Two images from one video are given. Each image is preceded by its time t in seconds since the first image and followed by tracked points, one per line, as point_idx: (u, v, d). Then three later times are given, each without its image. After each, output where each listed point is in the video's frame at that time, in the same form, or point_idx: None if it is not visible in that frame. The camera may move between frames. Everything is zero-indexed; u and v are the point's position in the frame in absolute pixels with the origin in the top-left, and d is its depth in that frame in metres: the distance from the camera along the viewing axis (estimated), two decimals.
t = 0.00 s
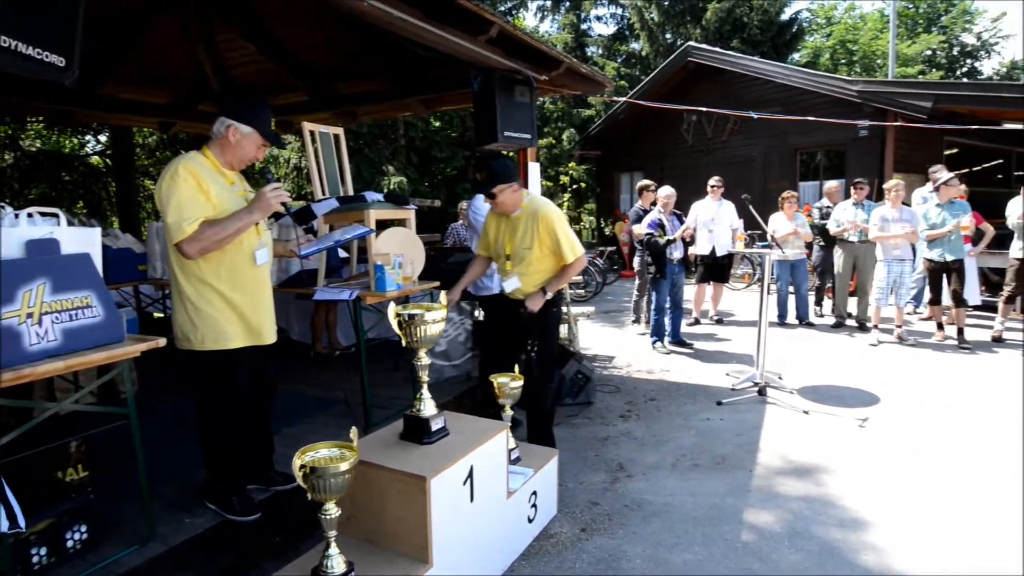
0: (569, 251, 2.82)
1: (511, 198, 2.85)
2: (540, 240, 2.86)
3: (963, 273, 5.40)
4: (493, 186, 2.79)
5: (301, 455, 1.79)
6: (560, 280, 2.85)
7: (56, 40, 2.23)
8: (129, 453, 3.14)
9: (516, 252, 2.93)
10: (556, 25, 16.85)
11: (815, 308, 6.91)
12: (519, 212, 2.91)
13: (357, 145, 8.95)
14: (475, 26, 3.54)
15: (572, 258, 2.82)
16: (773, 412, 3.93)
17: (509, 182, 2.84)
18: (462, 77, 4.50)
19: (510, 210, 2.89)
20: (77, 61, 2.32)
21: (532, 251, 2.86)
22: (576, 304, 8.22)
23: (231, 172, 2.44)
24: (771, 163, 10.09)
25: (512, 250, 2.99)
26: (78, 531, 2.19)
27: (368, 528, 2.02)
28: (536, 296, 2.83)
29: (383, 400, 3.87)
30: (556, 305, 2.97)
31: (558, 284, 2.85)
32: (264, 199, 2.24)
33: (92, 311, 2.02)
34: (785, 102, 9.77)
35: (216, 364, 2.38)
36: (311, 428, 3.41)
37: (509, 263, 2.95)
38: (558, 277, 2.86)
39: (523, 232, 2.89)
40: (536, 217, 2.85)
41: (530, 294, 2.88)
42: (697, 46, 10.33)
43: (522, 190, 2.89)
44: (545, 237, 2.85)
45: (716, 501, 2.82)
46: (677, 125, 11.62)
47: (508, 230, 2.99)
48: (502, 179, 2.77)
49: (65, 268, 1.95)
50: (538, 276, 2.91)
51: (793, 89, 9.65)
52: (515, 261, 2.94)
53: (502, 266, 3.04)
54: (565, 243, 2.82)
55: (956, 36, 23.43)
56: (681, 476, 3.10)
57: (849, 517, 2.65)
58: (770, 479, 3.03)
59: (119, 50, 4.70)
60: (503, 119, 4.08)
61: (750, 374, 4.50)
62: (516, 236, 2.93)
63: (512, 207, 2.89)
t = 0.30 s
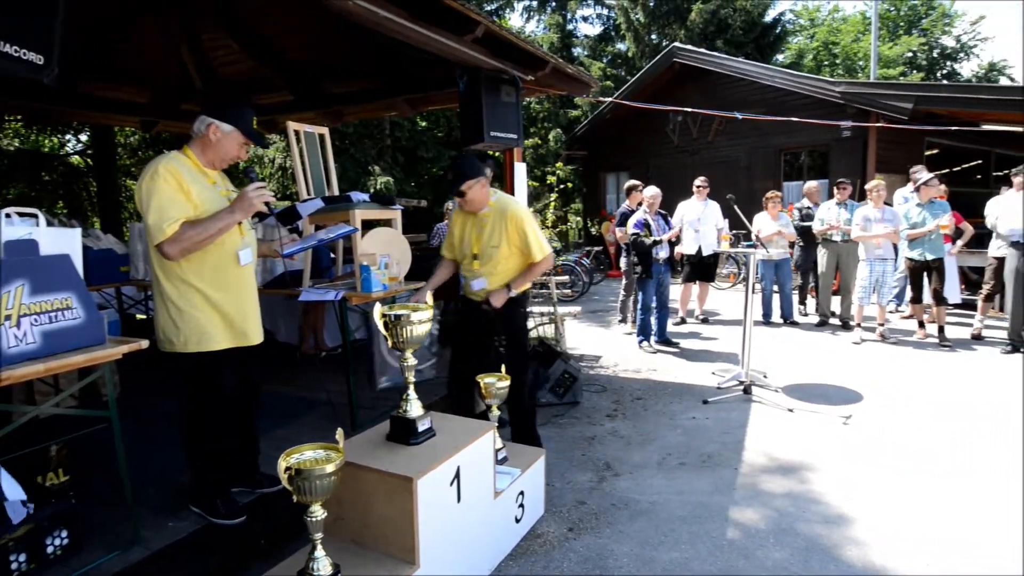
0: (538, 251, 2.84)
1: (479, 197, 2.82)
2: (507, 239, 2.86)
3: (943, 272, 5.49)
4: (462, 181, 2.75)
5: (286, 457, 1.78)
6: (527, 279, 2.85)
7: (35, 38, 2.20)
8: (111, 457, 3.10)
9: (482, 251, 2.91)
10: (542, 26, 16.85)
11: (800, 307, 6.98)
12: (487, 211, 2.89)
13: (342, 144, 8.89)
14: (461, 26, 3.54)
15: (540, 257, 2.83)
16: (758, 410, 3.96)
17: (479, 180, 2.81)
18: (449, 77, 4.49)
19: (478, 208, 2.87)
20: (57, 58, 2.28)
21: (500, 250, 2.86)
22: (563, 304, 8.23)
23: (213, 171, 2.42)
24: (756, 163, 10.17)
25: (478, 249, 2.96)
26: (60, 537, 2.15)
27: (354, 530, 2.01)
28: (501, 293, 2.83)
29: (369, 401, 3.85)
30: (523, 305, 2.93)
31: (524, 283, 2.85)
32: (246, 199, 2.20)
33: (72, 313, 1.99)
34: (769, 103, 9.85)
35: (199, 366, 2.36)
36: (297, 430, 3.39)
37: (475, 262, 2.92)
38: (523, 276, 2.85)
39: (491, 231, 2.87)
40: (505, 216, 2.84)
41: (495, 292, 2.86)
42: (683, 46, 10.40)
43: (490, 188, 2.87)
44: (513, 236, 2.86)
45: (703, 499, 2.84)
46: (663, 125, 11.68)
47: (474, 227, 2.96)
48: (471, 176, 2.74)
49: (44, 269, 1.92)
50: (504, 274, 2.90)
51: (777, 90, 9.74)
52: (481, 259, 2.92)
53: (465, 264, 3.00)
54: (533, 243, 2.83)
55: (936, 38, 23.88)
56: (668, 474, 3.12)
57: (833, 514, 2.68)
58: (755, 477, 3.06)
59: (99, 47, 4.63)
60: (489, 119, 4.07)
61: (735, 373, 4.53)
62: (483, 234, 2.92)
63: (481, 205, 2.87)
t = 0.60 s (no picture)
0: (488, 244, 2.76)
1: (429, 190, 2.80)
2: (458, 233, 2.80)
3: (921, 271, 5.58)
4: (415, 176, 2.79)
5: (269, 459, 1.77)
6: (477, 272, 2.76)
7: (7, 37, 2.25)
8: (90, 461, 3.05)
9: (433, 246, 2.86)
10: (526, 26, 16.85)
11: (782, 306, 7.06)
12: (440, 206, 2.86)
13: (325, 144, 8.83)
14: (445, 25, 3.53)
15: (488, 249, 2.75)
16: (741, 408, 4.00)
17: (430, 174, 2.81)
18: (433, 77, 4.48)
19: (430, 203, 2.85)
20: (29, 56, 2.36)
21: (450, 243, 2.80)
22: (547, 304, 8.25)
23: (191, 171, 2.38)
24: (738, 163, 10.26)
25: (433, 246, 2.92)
26: (36, 544, 2.09)
27: (338, 532, 2.00)
28: (447, 284, 2.75)
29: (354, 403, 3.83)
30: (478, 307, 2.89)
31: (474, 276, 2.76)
32: (225, 199, 2.19)
33: (49, 315, 1.95)
34: (751, 104, 9.95)
35: (179, 368, 2.33)
36: (280, 432, 3.36)
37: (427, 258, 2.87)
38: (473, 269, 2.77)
39: (442, 226, 2.83)
40: (456, 209, 2.81)
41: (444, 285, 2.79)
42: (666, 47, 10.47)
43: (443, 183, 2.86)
44: (464, 230, 2.80)
45: (687, 497, 2.86)
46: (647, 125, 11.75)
47: (427, 224, 2.92)
48: (425, 170, 2.78)
49: (21, 270, 1.88)
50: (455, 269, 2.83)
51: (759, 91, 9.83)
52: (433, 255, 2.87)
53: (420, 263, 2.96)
54: (483, 235, 2.76)
55: (913, 40, 24.36)
56: (652, 473, 3.14)
57: (815, 510, 2.71)
58: (739, 474, 3.09)
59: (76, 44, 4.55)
60: (473, 119, 4.06)
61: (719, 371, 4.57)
62: (435, 230, 2.88)
63: (433, 200, 2.85)
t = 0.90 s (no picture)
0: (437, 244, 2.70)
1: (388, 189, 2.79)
2: (413, 232, 2.76)
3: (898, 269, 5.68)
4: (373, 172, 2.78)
5: (250, 462, 1.75)
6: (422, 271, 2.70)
7: None
8: (66, 467, 2.99)
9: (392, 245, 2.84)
10: (508, 26, 16.85)
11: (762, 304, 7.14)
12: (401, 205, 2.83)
13: (307, 144, 8.75)
14: (428, 25, 3.51)
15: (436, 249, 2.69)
16: (723, 406, 4.04)
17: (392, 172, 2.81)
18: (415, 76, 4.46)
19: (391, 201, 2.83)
20: None
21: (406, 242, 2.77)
22: (531, 303, 8.25)
23: (168, 171, 2.35)
24: (719, 164, 10.36)
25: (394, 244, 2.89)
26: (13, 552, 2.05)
27: (321, 535, 1.98)
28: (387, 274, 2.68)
29: (337, 405, 3.81)
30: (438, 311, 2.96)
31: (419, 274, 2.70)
32: (202, 199, 2.17)
33: (22, 318, 1.90)
34: (732, 104, 10.05)
35: (157, 371, 2.29)
36: (262, 434, 3.32)
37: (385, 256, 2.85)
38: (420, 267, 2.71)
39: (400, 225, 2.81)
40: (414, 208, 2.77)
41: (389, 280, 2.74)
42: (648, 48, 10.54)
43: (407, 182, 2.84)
44: (419, 229, 2.75)
45: (671, 494, 2.88)
46: (629, 125, 11.81)
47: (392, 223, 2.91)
48: (379, 167, 2.76)
49: None
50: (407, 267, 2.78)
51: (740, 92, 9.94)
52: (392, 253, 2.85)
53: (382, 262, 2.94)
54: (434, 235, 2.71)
55: (889, 43, 24.83)
56: (635, 471, 3.16)
57: (797, 506, 2.74)
58: (721, 471, 3.12)
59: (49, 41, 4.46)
60: (455, 119, 4.06)
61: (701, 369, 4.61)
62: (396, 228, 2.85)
63: (394, 199, 2.83)
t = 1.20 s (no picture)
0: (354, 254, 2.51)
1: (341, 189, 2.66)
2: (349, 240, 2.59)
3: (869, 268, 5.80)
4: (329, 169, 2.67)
5: (223, 467, 1.72)
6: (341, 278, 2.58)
7: None
8: (33, 473, 2.92)
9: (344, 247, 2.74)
10: (486, 26, 16.85)
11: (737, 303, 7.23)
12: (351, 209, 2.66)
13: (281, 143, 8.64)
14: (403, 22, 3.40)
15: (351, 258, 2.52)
16: (699, 404, 4.08)
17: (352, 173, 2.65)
18: (391, 76, 4.43)
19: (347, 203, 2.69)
20: None
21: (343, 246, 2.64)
22: (509, 303, 8.26)
23: (136, 170, 2.30)
24: (695, 164, 10.47)
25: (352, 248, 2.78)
26: None
27: (297, 539, 1.96)
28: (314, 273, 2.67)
29: (313, 408, 3.77)
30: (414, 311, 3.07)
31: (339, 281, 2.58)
32: (172, 200, 2.12)
33: None
34: (707, 106, 10.17)
35: (127, 374, 2.24)
36: (236, 438, 3.27)
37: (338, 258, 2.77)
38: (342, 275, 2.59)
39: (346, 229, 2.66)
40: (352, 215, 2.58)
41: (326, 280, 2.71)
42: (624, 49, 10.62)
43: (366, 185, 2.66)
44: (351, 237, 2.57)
45: (648, 492, 2.90)
46: (607, 126, 11.88)
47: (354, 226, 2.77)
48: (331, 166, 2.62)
49: None
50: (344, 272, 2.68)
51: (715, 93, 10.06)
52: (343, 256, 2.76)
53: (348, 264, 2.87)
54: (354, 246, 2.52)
55: (859, 47, 25.35)
56: (613, 470, 3.18)
57: (771, 501, 2.78)
58: (698, 468, 3.16)
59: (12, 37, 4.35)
60: (432, 119, 4.04)
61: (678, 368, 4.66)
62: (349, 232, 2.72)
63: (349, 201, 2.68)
